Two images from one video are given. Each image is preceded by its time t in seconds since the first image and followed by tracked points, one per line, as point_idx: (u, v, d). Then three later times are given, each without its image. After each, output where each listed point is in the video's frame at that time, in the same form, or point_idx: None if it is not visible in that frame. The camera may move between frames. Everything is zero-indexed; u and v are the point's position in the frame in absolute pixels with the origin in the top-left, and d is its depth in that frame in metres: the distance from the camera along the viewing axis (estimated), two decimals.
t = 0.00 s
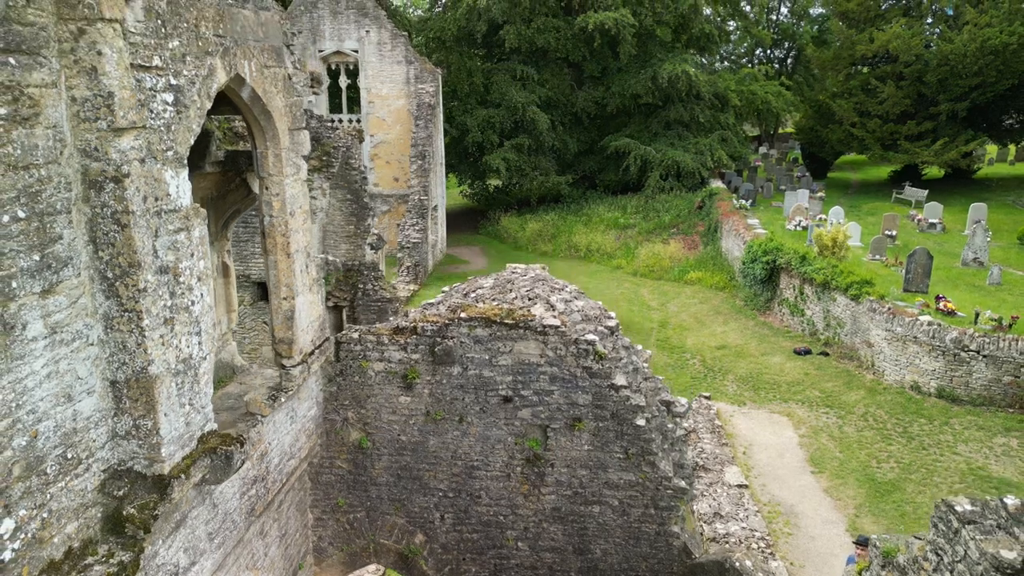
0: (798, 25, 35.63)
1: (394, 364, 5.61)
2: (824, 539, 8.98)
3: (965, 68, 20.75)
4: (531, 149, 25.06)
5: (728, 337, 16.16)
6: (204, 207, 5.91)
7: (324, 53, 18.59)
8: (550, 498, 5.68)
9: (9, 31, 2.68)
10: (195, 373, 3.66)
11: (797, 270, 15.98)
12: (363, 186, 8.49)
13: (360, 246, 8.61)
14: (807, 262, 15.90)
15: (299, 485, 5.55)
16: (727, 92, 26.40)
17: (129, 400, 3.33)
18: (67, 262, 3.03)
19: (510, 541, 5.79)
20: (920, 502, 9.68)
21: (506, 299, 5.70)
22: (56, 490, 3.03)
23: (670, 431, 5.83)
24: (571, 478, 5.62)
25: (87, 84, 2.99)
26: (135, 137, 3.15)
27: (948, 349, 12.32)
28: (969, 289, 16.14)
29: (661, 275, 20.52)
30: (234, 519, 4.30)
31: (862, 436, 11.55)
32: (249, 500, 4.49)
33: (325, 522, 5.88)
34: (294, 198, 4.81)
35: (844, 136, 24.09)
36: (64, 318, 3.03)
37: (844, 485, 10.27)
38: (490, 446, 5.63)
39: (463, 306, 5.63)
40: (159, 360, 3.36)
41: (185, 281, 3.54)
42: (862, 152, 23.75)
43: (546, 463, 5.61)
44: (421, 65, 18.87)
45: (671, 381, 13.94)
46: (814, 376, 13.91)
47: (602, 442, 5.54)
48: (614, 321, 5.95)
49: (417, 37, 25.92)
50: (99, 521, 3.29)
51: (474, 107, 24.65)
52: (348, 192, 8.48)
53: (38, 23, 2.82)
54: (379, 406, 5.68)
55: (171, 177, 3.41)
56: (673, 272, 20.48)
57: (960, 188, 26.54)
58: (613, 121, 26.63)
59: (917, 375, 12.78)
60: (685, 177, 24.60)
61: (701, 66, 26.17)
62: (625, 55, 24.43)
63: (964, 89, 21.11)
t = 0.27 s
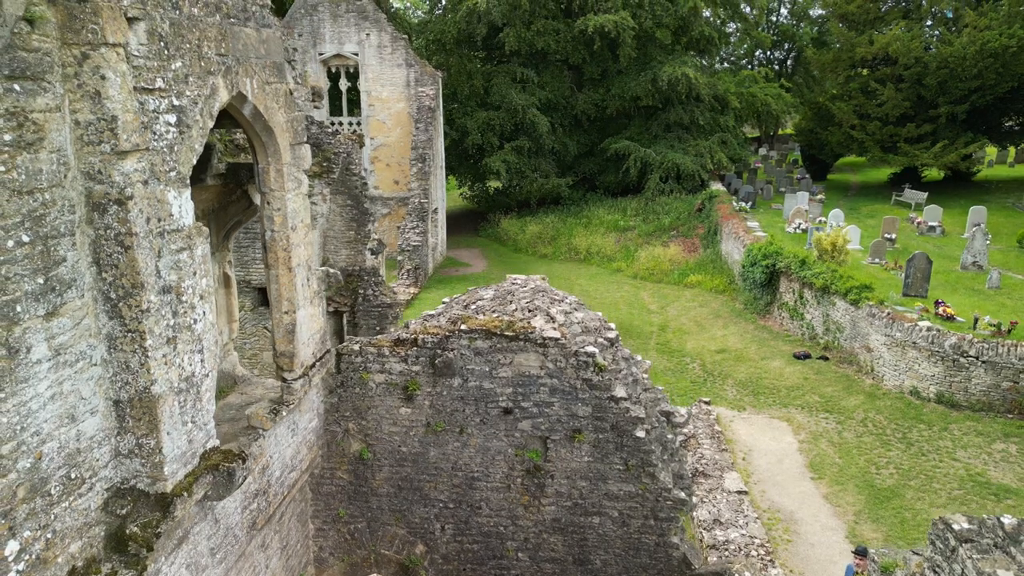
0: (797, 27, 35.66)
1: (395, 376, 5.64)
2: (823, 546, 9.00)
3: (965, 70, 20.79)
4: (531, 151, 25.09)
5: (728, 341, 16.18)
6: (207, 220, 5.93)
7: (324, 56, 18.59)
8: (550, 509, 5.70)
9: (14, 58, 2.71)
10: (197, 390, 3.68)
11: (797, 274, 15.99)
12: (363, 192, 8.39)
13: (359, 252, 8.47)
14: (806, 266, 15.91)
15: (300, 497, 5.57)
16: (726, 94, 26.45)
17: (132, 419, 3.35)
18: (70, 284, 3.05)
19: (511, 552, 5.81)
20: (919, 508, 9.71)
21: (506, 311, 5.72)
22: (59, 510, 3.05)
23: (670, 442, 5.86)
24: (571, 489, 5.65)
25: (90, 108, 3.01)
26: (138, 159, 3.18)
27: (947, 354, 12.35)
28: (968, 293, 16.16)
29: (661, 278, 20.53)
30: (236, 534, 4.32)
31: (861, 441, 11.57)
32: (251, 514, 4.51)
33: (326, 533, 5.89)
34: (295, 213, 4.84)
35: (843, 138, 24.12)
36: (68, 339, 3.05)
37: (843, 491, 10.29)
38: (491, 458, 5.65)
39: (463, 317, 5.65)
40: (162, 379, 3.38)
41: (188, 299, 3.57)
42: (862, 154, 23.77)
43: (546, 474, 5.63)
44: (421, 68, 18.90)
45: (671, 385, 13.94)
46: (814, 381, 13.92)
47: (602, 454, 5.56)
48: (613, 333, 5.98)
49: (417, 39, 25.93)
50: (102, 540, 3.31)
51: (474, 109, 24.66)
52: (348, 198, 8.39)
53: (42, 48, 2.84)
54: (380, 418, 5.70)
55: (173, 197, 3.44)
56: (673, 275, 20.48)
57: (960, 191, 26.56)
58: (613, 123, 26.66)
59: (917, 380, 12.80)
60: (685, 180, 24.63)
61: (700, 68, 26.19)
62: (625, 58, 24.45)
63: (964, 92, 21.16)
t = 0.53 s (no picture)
0: (797, 29, 35.72)
1: (396, 388, 5.66)
2: (823, 553, 9.03)
3: (965, 73, 20.82)
4: (531, 154, 25.13)
5: (728, 345, 16.19)
6: (209, 230, 5.95)
7: (324, 59, 18.64)
8: (551, 520, 5.72)
9: (21, 85, 2.74)
10: (200, 408, 3.71)
11: (797, 279, 16.02)
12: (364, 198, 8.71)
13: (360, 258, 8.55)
14: (806, 271, 15.94)
15: (302, 508, 5.59)
16: (726, 96, 26.49)
17: (136, 438, 3.37)
18: (75, 306, 3.07)
19: (511, 563, 5.83)
20: (919, 515, 9.73)
21: (507, 323, 5.74)
22: (64, 530, 3.07)
23: (670, 452, 5.89)
24: (572, 500, 5.67)
25: (95, 131, 3.04)
26: (142, 182, 3.20)
27: (946, 359, 12.37)
28: (967, 297, 16.18)
29: (661, 282, 20.54)
30: (238, 548, 4.34)
31: (861, 447, 11.60)
32: (252, 528, 4.54)
33: (327, 543, 5.91)
34: (297, 227, 4.87)
35: (843, 140, 24.15)
36: (72, 361, 3.08)
37: (843, 497, 10.31)
38: (492, 469, 5.67)
39: (463, 329, 5.67)
40: (166, 398, 3.40)
41: (191, 318, 3.59)
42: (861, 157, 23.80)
43: (546, 486, 5.66)
44: (421, 71, 18.93)
45: (671, 389, 13.94)
46: (814, 385, 13.93)
47: (603, 465, 5.58)
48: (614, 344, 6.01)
49: (417, 42, 25.97)
50: (106, 558, 3.33)
51: (475, 112, 24.70)
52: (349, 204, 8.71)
53: (48, 73, 2.87)
54: (381, 429, 5.73)
55: (177, 218, 3.46)
56: (673, 278, 20.49)
57: (959, 193, 26.59)
58: (613, 125, 26.72)
59: (917, 385, 12.82)
60: (685, 182, 24.67)
61: (700, 70, 26.23)
62: (625, 60, 24.49)
63: (963, 94, 21.19)
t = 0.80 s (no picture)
0: (796, 31, 35.73)
1: (396, 399, 5.69)
2: (822, 560, 9.05)
3: (964, 76, 20.82)
4: (531, 156, 25.16)
5: (728, 348, 16.20)
6: (209, 242, 5.98)
7: (324, 62, 18.69)
8: (550, 531, 5.74)
9: (25, 110, 2.77)
10: (202, 424, 3.73)
11: (796, 283, 16.04)
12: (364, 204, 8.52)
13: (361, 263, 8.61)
14: (805, 275, 15.96)
15: (302, 518, 5.61)
16: (726, 99, 26.55)
17: (138, 456, 3.40)
18: (79, 327, 3.10)
19: (511, 573, 5.86)
20: (918, 521, 9.75)
21: (507, 334, 5.76)
22: (67, 549, 3.10)
23: (669, 462, 5.90)
24: (571, 511, 5.69)
25: (98, 154, 3.06)
26: (145, 203, 3.23)
27: (945, 365, 12.40)
28: (966, 300, 16.20)
29: (660, 285, 20.55)
30: (239, 561, 4.36)
31: (860, 452, 11.62)
32: (253, 540, 4.56)
33: (328, 553, 5.93)
34: (298, 241, 4.89)
35: (842, 142, 24.18)
36: (75, 381, 3.10)
37: (842, 503, 10.33)
38: (492, 480, 5.70)
39: (463, 340, 5.69)
40: (168, 417, 3.43)
41: (193, 335, 3.62)
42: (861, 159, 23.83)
43: (546, 496, 5.68)
44: (421, 74, 18.96)
45: (671, 394, 13.96)
46: (813, 390, 13.94)
47: (602, 476, 5.60)
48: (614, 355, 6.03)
49: (417, 44, 26.00)
50: None
51: (474, 114, 24.72)
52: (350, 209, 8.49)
53: (51, 97, 2.90)
54: (381, 440, 5.75)
55: (179, 237, 3.48)
56: (673, 281, 20.51)
57: (959, 195, 26.61)
58: (613, 127, 26.75)
59: (916, 391, 12.84)
60: (684, 185, 24.71)
61: (700, 72, 26.25)
62: (624, 63, 24.51)
63: (963, 97, 21.21)
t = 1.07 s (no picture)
0: (796, 33, 35.77)
1: (396, 411, 5.71)
2: (821, 567, 9.08)
3: (964, 79, 20.85)
4: (531, 158, 25.19)
5: (728, 352, 16.21)
6: (210, 253, 5.98)
7: (324, 65, 18.74)
8: (549, 542, 5.77)
9: (27, 135, 2.79)
10: (202, 441, 3.75)
11: (796, 287, 16.07)
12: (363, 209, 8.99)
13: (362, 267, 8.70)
14: (805, 279, 15.98)
15: (302, 530, 5.63)
16: (726, 101, 26.59)
17: (139, 475, 3.42)
18: (81, 348, 3.12)
19: None
20: (917, 528, 9.77)
21: (506, 345, 5.78)
22: (68, 570, 3.11)
23: (668, 473, 5.92)
24: (570, 522, 5.71)
25: (100, 177, 3.08)
26: (147, 224, 3.25)
27: (944, 370, 12.43)
28: (965, 304, 16.22)
29: (660, 288, 20.57)
30: None
31: (859, 458, 11.64)
32: (254, 554, 4.59)
33: (328, 563, 5.95)
34: (298, 255, 4.91)
35: (842, 145, 24.19)
36: (77, 403, 3.12)
37: (842, 510, 10.34)
38: (491, 491, 5.72)
39: (463, 351, 5.72)
40: (169, 436, 3.45)
41: (194, 353, 3.64)
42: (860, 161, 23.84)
43: (546, 507, 5.70)
44: (421, 77, 18.99)
45: (670, 398, 13.96)
46: (812, 395, 13.96)
47: (601, 487, 5.62)
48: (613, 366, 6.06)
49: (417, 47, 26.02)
50: None
51: (474, 117, 24.74)
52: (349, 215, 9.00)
53: (53, 121, 2.92)
54: (381, 451, 5.77)
55: (180, 256, 3.51)
56: (672, 284, 20.52)
57: (958, 198, 26.63)
58: (613, 130, 26.79)
59: (915, 396, 12.87)
60: (684, 187, 24.74)
61: (700, 75, 26.28)
62: (624, 66, 24.54)
63: (962, 100, 21.24)
